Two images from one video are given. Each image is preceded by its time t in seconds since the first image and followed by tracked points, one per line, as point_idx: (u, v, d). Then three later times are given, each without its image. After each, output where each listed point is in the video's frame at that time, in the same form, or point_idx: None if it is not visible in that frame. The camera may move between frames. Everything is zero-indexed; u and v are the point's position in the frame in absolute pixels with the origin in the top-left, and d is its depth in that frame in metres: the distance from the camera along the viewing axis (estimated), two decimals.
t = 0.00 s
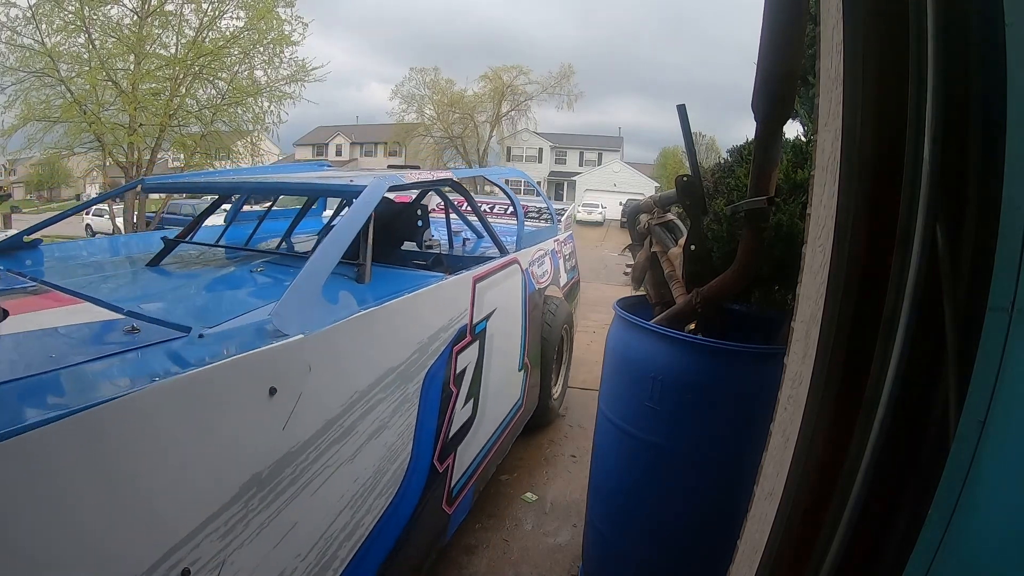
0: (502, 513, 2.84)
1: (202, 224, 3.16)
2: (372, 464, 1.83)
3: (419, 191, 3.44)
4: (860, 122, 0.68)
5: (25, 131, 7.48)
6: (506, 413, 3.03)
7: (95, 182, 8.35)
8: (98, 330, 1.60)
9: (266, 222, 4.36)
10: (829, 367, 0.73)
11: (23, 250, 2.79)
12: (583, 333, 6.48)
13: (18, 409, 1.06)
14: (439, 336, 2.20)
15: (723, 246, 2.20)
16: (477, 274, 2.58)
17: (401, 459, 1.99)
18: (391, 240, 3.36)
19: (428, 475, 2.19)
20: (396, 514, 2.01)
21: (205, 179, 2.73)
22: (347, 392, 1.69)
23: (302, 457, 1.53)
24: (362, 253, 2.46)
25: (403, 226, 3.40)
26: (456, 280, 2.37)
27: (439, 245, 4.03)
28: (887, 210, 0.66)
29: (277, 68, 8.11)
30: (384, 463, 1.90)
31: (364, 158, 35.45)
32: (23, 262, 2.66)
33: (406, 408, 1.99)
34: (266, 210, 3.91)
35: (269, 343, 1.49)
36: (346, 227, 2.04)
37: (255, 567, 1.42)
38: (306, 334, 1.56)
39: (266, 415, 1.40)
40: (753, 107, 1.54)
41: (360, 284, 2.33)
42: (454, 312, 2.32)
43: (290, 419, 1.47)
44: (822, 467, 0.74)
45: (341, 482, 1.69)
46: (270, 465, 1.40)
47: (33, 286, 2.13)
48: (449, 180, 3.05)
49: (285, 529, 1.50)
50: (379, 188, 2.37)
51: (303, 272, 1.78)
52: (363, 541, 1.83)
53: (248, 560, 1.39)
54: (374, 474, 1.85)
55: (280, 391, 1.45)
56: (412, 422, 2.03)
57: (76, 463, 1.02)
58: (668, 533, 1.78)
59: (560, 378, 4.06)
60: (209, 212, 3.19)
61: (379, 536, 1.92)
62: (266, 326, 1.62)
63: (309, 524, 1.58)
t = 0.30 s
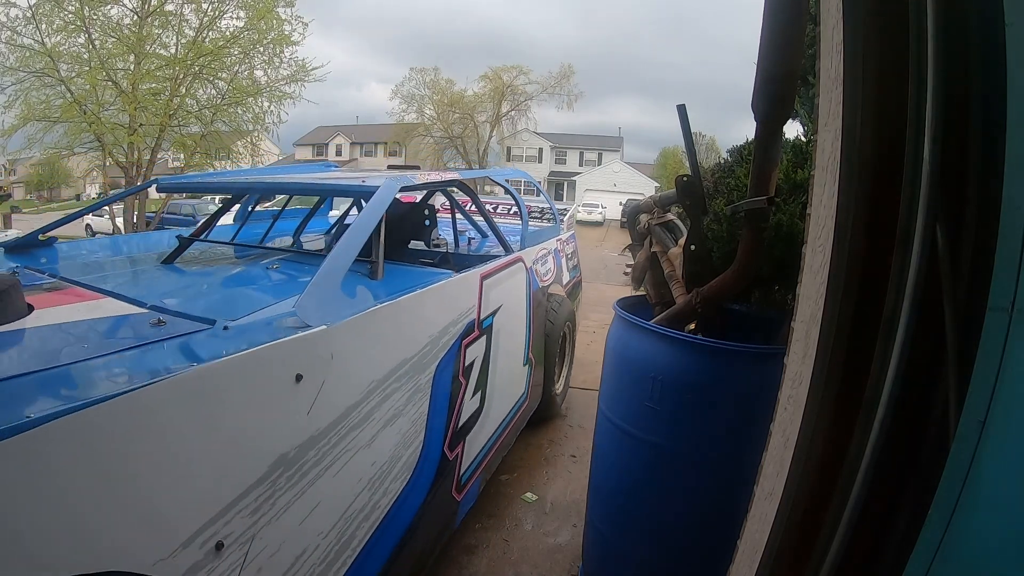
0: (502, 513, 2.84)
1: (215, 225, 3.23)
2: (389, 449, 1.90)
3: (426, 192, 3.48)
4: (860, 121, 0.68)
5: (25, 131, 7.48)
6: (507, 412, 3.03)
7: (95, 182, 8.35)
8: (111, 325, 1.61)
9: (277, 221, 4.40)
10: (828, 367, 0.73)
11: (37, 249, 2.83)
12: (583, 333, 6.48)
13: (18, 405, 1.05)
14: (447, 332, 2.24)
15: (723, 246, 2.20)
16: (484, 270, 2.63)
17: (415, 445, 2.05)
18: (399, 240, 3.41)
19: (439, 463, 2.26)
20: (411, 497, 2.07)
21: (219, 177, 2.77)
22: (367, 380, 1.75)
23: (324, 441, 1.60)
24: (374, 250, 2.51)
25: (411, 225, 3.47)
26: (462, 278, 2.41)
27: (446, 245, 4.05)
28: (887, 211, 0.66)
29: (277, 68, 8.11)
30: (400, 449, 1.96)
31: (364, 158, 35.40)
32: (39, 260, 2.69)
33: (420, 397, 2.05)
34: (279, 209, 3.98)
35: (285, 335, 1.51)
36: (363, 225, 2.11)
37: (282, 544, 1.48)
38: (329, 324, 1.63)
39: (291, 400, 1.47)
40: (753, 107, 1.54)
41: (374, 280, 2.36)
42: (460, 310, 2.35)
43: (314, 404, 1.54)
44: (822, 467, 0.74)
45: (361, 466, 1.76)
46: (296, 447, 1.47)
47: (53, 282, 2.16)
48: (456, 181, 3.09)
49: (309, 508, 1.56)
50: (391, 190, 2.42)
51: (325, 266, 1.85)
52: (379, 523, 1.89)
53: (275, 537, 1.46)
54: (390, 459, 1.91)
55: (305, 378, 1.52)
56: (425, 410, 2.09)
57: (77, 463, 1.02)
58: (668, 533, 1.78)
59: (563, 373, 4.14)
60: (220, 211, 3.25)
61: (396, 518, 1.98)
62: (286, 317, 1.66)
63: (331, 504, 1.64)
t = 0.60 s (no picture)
0: (502, 513, 2.84)
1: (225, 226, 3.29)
2: (400, 438, 1.95)
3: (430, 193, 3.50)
4: (860, 122, 0.68)
5: (25, 131, 7.48)
6: (507, 411, 3.03)
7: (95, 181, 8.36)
8: (117, 322, 1.62)
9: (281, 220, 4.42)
10: (828, 367, 0.73)
11: (50, 248, 2.84)
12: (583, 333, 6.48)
13: (22, 402, 1.06)
14: (453, 327, 2.28)
15: (723, 246, 2.20)
16: (487, 269, 2.68)
17: (424, 435, 2.10)
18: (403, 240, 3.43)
19: (447, 453, 2.31)
20: (422, 485, 2.12)
21: (229, 177, 2.80)
22: (380, 370, 1.81)
23: (341, 428, 1.66)
24: (383, 249, 2.56)
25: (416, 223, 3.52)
26: (467, 277, 2.45)
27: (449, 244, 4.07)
28: (887, 211, 0.66)
29: (277, 68, 8.10)
30: (410, 439, 2.02)
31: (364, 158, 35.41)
32: (52, 259, 2.71)
33: (429, 389, 2.11)
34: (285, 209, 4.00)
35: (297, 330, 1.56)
36: (374, 224, 2.18)
37: (302, 525, 1.54)
38: (346, 318, 1.71)
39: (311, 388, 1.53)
40: (753, 107, 1.54)
41: (384, 277, 2.41)
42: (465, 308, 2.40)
43: (332, 393, 1.60)
44: (822, 467, 0.74)
45: (374, 453, 1.82)
46: (316, 433, 1.53)
47: (66, 279, 2.18)
48: (461, 181, 3.11)
49: (327, 492, 1.62)
50: (400, 191, 2.47)
51: (338, 262, 1.92)
52: (391, 509, 1.95)
53: (296, 518, 1.51)
54: (401, 448, 1.96)
55: (324, 367, 1.58)
56: (434, 403, 2.15)
57: (77, 463, 1.02)
58: (668, 533, 1.78)
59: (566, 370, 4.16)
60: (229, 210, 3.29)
61: (407, 504, 2.04)
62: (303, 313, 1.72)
63: (347, 489, 1.70)
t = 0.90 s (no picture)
0: (502, 513, 2.84)
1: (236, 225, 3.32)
2: (413, 427, 2.02)
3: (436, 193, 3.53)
4: (860, 122, 0.68)
5: (25, 131, 7.48)
6: (509, 409, 3.03)
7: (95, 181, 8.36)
8: (125, 321, 1.63)
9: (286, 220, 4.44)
10: (828, 367, 0.73)
11: (64, 245, 2.86)
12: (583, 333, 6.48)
13: (24, 400, 1.06)
14: (460, 324, 2.33)
15: (723, 246, 2.20)
16: (493, 266, 2.72)
17: (434, 425, 2.17)
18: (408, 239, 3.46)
19: (456, 443, 2.37)
20: (432, 471, 2.19)
21: (239, 177, 2.83)
22: (394, 362, 1.87)
23: (358, 416, 1.72)
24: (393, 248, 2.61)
25: (422, 223, 3.55)
26: (474, 274, 2.49)
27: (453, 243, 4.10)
28: (887, 210, 0.66)
29: (277, 68, 8.09)
30: (422, 427, 2.08)
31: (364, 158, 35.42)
32: (66, 258, 2.74)
33: (439, 380, 2.18)
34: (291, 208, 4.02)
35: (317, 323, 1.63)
36: (387, 223, 2.25)
37: (322, 506, 1.60)
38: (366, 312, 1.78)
39: (331, 376, 1.59)
40: (753, 107, 1.54)
41: (395, 274, 2.46)
42: (472, 305, 2.43)
43: (351, 382, 1.67)
44: (823, 467, 0.74)
45: (389, 440, 1.88)
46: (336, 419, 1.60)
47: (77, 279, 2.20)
48: (467, 182, 3.14)
49: (346, 475, 1.69)
50: (411, 193, 2.53)
51: (354, 262, 2.01)
52: (404, 494, 2.01)
53: (317, 499, 1.58)
54: (414, 435, 2.03)
55: (343, 357, 1.65)
56: (444, 395, 2.21)
57: (77, 463, 1.02)
58: (668, 533, 1.78)
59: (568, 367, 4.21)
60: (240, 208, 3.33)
61: (418, 489, 2.10)
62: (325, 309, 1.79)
63: (364, 473, 1.77)
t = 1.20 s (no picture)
0: (502, 513, 2.84)
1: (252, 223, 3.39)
2: (427, 415, 2.08)
3: (441, 194, 3.54)
4: (860, 122, 0.68)
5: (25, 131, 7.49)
6: (511, 407, 3.03)
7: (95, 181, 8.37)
8: (137, 316, 1.66)
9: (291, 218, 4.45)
10: (829, 366, 0.73)
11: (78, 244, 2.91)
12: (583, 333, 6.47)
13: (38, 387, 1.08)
14: (468, 319, 2.38)
15: (723, 246, 2.20)
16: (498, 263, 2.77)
17: (446, 414, 2.23)
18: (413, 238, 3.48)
19: (466, 431, 2.43)
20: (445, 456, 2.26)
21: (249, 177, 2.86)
22: (407, 354, 1.94)
23: (376, 403, 1.79)
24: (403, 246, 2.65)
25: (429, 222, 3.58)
26: (480, 271, 2.53)
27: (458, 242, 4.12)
28: (887, 210, 0.66)
29: (277, 68, 8.08)
30: (434, 416, 2.14)
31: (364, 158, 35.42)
32: (80, 258, 2.78)
33: (450, 372, 2.24)
34: (297, 207, 4.04)
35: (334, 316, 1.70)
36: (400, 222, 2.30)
37: (343, 487, 1.67)
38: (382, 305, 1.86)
39: (351, 364, 1.66)
40: (753, 107, 1.53)
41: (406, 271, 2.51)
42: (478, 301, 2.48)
43: (369, 369, 1.75)
44: (823, 467, 0.74)
45: (404, 427, 1.95)
46: (356, 405, 1.67)
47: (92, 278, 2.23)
48: (473, 183, 3.17)
49: (364, 458, 1.75)
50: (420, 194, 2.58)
51: (372, 253, 2.12)
52: (418, 478, 2.08)
53: (338, 481, 1.64)
54: (427, 424, 2.09)
55: (362, 347, 1.72)
56: (453, 389, 2.27)
57: (82, 460, 1.04)
58: (668, 533, 1.79)
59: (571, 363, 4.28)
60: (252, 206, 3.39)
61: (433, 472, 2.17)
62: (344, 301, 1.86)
63: (380, 458, 1.83)
